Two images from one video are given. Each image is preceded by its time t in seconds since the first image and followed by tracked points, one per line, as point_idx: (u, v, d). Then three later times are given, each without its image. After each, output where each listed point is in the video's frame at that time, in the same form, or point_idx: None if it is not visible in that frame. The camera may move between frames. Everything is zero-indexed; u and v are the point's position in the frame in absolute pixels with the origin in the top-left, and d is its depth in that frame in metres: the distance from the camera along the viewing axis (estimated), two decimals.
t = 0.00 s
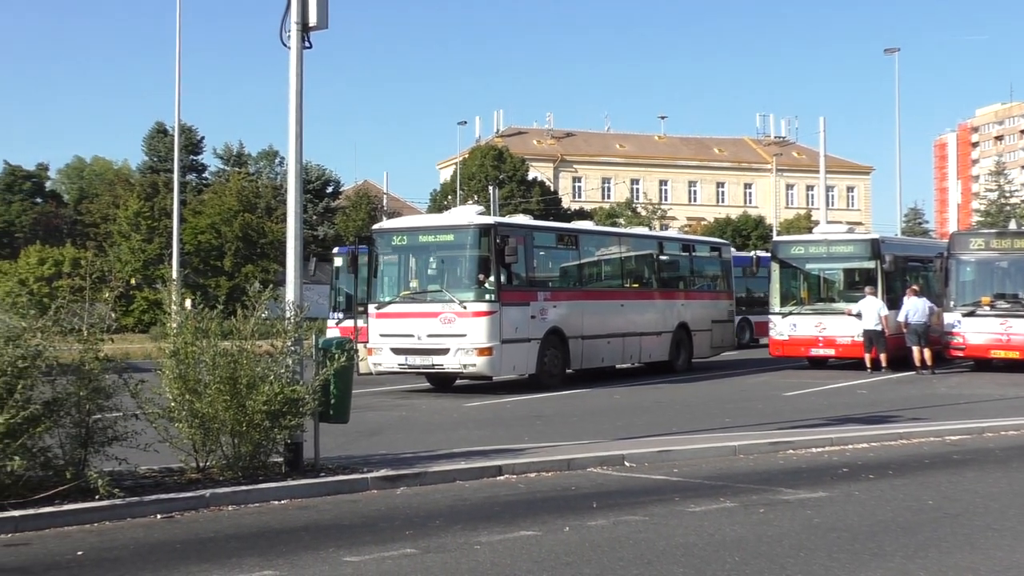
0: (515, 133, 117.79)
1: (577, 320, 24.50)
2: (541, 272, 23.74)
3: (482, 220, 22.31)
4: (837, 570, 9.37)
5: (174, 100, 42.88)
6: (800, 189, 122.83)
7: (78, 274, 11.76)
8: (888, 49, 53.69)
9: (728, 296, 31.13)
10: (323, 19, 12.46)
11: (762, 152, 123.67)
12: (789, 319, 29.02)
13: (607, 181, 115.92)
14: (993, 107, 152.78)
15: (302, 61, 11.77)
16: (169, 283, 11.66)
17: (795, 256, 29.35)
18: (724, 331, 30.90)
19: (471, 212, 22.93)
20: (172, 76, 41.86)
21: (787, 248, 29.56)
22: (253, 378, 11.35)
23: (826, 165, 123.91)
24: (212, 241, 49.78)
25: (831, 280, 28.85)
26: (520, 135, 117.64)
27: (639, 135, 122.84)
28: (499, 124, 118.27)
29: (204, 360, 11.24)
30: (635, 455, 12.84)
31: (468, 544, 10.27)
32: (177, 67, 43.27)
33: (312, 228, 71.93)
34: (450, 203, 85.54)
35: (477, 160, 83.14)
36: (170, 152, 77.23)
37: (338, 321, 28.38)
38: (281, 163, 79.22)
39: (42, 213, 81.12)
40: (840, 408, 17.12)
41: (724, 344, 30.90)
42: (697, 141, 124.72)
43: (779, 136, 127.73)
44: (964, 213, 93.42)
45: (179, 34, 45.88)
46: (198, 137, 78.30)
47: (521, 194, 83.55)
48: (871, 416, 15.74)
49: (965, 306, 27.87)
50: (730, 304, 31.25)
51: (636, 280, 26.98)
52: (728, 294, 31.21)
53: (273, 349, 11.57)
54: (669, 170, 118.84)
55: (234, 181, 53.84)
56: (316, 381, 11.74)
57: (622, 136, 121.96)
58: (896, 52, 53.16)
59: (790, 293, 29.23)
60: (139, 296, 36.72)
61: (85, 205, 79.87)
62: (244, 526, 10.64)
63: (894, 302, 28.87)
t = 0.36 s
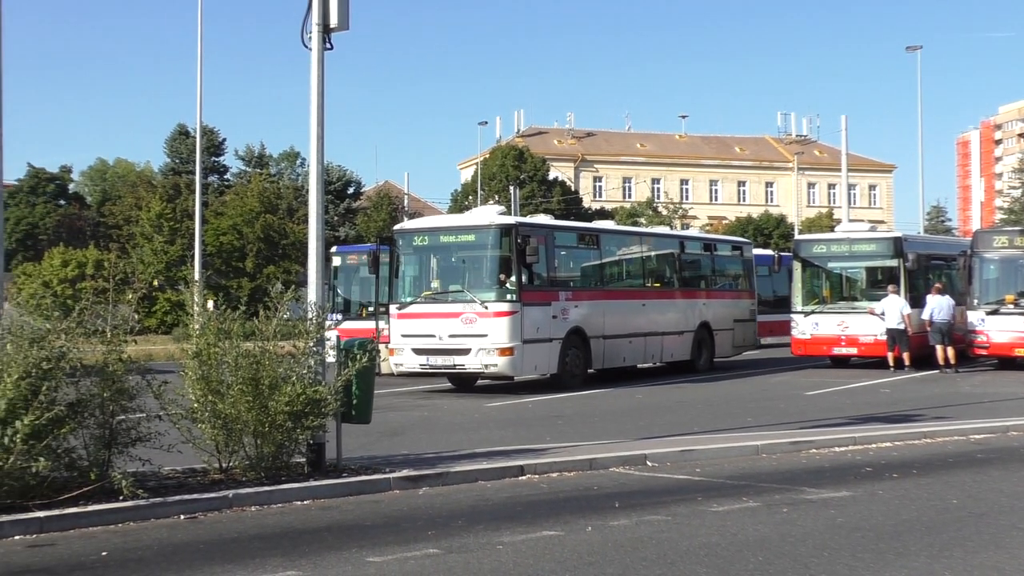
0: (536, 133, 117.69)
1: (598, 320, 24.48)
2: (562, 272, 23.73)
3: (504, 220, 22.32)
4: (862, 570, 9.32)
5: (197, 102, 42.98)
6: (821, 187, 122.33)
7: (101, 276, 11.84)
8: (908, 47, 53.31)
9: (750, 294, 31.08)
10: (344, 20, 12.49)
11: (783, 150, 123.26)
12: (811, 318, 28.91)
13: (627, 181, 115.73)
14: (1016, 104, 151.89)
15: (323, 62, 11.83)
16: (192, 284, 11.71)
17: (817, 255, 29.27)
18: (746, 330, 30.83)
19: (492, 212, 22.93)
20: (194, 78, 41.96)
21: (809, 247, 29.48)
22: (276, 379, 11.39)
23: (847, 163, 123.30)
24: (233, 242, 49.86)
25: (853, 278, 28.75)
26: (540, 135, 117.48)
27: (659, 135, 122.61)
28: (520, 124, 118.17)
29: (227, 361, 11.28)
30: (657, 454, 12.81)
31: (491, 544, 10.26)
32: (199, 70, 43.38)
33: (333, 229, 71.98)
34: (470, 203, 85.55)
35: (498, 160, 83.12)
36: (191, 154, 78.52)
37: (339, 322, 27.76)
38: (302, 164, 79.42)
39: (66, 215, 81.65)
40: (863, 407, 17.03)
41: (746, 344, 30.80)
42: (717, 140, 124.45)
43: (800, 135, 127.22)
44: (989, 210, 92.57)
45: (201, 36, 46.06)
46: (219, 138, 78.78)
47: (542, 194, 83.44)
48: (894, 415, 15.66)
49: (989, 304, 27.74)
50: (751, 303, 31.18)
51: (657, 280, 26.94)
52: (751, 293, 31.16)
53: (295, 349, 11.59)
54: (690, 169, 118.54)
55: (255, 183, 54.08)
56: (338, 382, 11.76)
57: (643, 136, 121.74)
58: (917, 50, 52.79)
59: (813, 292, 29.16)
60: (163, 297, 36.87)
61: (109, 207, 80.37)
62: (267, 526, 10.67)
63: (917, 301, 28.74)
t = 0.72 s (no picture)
0: (556, 132, 117.66)
1: (620, 319, 24.45)
2: (584, 271, 23.71)
3: (525, 220, 22.31)
4: (887, 570, 9.28)
5: (220, 102, 43.06)
6: (843, 186, 121.79)
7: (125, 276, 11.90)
8: (931, 44, 52.93)
9: (771, 293, 31.01)
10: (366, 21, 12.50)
11: (805, 148, 122.81)
12: (833, 317, 28.86)
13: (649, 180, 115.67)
14: None
15: (345, 62, 11.86)
16: (214, 284, 11.76)
17: (839, 254, 29.20)
18: (768, 329, 30.77)
19: (513, 211, 22.94)
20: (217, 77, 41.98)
21: (831, 246, 29.43)
22: (298, 379, 11.42)
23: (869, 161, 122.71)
24: (256, 243, 50.07)
25: (875, 277, 28.65)
26: (562, 134, 117.49)
27: (679, 134, 122.38)
28: (541, 124, 118.23)
29: (249, 361, 11.33)
30: (679, 454, 12.79)
31: (513, 544, 10.26)
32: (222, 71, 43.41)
33: (355, 229, 72.11)
34: (492, 202, 85.59)
35: (519, 159, 83.14)
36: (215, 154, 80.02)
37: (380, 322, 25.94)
38: (324, 164, 79.69)
39: (90, 216, 82.27)
40: (886, 407, 16.95)
41: (768, 343, 30.75)
42: (739, 138, 124.09)
43: (821, 133, 126.75)
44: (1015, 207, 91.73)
45: (223, 37, 46.08)
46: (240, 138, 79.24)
47: (563, 193, 83.27)
48: (918, 414, 15.57)
49: (1013, 302, 27.59)
50: (773, 302, 31.11)
51: (679, 279, 26.89)
52: (772, 292, 31.09)
53: (318, 349, 11.63)
54: (711, 168, 118.26)
55: (277, 183, 54.39)
56: (360, 382, 11.79)
57: (663, 135, 121.55)
58: (939, 47, 52.33)
59: (835, 291, 29.11)
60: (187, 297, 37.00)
61: (134, 207, 80.96)
62: (291, 526, 10.69)
63: (940, 299, 28.61)
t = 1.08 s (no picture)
0: (579, 131, 117.69)
1: (643, 319, 24.42)
2: (608, 271, 23.70)
3: (549, 220, 22.30)
4: (915, 570, 9.24)
5: (244, 99, 42.99)
6: (868, 185, 121.27)
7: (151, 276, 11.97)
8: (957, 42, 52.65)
9: (795, 293, 30.92)
10: (389, 20, 12.52)
11: (829, 148, 122.36)
12: (858, 317, 28.81)
13: (672, 180, 115.58)
14: None
15: (368, 61, 11.91)
16: (239, 284, 11.81)
17: (864, 253, 29.14)
18: (793, 329, 30.70)
19: (537, 211, 22.93)
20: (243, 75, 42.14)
21: (856, 245, 29.37)
22: (323, 378, 11.44)
23: (893, 161, 122.16)
24: (281, 242, 50.39)
25: (901, 277, 28.55)
26: (585, 134, 117.50)
27: (703, 134, 122.13)
28: (565, 124, 118.31)
29: (274, 360, 11.37)
30: (704, 454, 12.77)
31: (538, 544, 10.25)
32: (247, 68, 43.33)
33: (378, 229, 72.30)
34: (515, 202, 85.66)
35: (542, 159, 83.13)
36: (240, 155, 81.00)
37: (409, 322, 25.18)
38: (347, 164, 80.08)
39: (116, 216, 83.24)
40: (912, 407, 16.86)
41: (792, 343, 30.68)
42: (763, 138, 123.74)
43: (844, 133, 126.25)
44: None
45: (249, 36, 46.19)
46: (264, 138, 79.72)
47: (586, 194, 83.19)
48: (944, 414, 15.48)
49: None
50: (797, 302, 31.02)
51: (703, 279, 26.84)
52: (797, 292, 31.02)
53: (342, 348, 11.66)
54: (736, 168, 118.01)
55: (301, 182, 54.81)
56: (385, 381, 11.80)
57: (686, 134, 121.37)
58: (966, 45, 51.99)
59: (860, 290, 29.07)
60: (210, 296, 37.10)
61: (160, 207, 81.83)
62: (315, 525, 10.72)
63: (966, 299, 28.44)
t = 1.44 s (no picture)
0: (602, 131, 117.68)
1: (667, 319, 24.39)
2: (631, 271, 23.70)
3: (572, 220, 22.29)
4: (942, 571, 9.21)
5: (268, 101, 43.05)
6: (892, 184, 120.74)
7: (175, 277, 12.01)
8: (982, 42, 52.53)
9: (819, 293, 30.86)
10: (413, 22, 12.56)
11: (853, 147, 121.92)
12: (883, 317, 28.69)
13: (695, 180, 115.49)
14: None
15: (392, 60, 11.94)
16: (263, 284, 11.85)
17: (889, 253, 29.09)
18: (817, 329, 30.63)
19: (560, 211, 22.91)
20: (267, 76, 42.18)
21: (880, 245, 29.32)
22: (347, 379, 11.47)
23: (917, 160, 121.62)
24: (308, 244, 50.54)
25: (925, 276, 28.44)
26: (608, 134, 117.46)
27: (724, 133, 121.90)
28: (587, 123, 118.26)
29: (298, 361, 11.43)
30: (728, 455, 12.76)
31: (562, 544, 10.26)
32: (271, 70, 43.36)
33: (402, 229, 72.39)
34: (537, 202, 85.74)
35: (565, 159, 83.08)
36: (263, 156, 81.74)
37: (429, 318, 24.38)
38: (370, 165, 80.36)
39: (140, 217, 83.99)
40: (938, 407, 16.80)
41: (816, 343, 30.61)
42: (786, 137, 123.38)
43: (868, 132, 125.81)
44: None
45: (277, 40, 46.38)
46: (287, 139, 80.10)
47: (608, 193, 82.78)
48: (970, 415, 15.42)
49: None
50: (821, 301, 30.95)
51: (726, 279, 26.81)
52: (820, 292, 30.96)
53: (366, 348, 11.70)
54: (759, 168, 117.79)
55: (324, 184, 55.19)
56: (408, 382, 11.82)
57: (709, 133, 121.18)
58: (993, 45, 51.79)
59: (885, 290, 28.96)
60: (234, 297, 37.19)
61: (184, 208, 82.47)
62: (340, 525, 10.75)
63: (992, 298, 28.32)
